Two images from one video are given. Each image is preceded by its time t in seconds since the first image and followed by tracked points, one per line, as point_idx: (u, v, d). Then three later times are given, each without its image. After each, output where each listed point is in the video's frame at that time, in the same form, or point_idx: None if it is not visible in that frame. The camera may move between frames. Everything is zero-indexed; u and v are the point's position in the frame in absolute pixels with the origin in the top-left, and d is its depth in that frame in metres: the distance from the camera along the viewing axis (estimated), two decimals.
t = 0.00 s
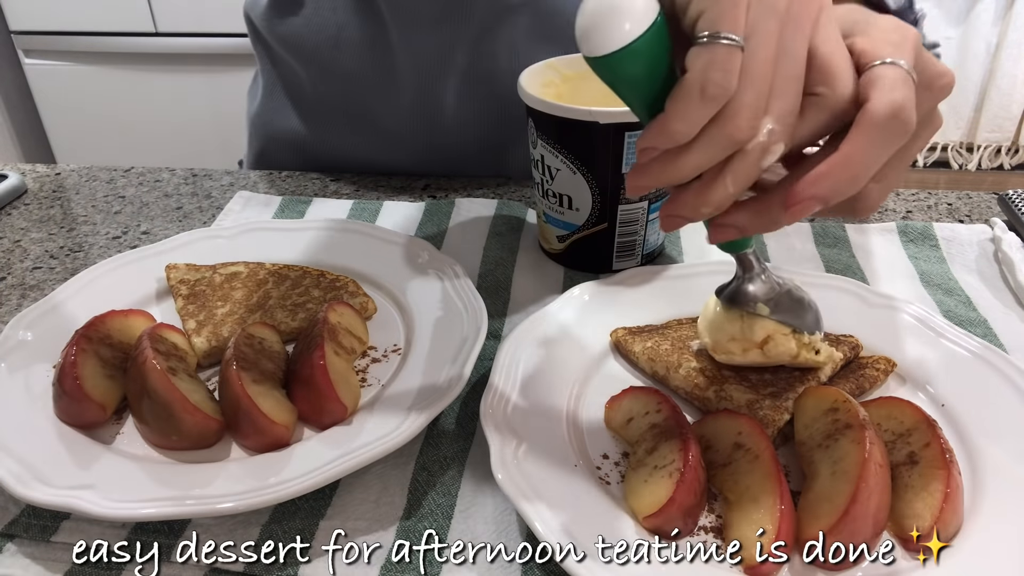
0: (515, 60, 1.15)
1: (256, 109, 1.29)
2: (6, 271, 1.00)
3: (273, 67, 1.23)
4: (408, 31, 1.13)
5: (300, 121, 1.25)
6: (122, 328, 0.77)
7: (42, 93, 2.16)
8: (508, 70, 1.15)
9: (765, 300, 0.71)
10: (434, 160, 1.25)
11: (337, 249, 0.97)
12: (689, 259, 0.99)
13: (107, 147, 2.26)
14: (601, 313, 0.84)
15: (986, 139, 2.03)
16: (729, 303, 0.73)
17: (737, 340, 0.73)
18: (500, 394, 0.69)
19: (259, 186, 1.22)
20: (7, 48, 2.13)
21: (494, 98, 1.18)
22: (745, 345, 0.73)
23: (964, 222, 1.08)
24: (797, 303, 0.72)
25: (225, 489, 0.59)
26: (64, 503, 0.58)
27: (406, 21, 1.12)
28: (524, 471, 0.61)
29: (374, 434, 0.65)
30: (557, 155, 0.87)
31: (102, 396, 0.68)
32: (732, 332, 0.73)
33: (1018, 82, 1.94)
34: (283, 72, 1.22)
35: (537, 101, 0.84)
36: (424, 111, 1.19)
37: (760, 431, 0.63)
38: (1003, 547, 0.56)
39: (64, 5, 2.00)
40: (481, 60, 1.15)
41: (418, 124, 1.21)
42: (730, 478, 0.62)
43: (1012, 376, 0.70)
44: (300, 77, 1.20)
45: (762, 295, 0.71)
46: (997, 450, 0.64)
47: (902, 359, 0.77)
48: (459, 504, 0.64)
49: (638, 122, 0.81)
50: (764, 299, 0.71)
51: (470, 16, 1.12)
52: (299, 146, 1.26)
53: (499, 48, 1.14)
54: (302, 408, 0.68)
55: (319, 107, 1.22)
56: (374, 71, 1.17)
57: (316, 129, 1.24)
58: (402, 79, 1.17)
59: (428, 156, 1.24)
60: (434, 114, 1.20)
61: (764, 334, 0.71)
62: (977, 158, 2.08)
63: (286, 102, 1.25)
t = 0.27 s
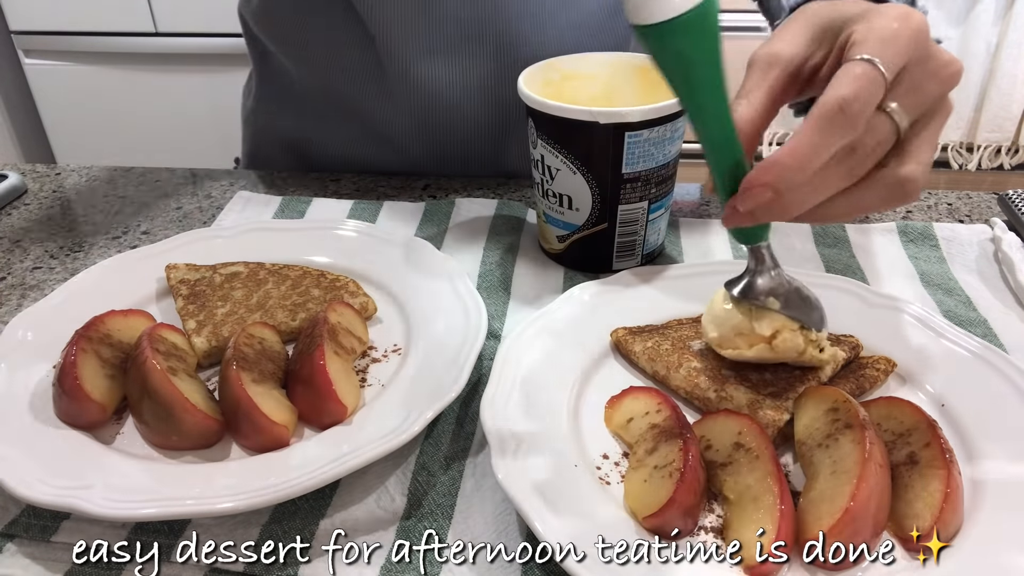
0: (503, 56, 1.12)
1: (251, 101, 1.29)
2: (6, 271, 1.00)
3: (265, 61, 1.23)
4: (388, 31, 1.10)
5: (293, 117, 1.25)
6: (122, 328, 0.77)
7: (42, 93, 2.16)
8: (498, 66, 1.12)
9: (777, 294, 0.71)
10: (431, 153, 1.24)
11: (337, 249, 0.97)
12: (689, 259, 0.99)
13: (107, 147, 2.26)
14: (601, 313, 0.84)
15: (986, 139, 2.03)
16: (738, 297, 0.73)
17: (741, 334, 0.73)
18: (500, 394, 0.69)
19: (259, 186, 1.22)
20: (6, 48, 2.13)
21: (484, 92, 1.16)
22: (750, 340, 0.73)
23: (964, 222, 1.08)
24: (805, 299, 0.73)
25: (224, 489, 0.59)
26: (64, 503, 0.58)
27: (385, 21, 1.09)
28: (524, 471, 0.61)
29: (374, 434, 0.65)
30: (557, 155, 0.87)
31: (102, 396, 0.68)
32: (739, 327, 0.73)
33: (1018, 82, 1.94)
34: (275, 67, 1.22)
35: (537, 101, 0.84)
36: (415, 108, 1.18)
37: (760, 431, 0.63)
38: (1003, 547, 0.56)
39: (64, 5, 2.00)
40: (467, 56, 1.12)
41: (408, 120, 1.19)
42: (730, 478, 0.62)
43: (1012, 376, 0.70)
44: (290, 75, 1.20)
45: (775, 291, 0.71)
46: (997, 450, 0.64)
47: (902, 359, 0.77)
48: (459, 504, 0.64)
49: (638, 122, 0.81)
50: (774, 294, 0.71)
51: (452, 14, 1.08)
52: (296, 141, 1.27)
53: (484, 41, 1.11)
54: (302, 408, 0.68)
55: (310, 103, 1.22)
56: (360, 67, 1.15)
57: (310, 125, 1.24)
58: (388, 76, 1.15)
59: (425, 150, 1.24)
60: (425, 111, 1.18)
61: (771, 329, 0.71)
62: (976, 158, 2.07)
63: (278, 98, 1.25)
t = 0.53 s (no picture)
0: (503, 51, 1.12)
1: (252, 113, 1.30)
2: (6, 271, 1.00)
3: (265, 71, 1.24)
4: (384, 29, 1.10)
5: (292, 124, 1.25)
6: (122, 328, 0.77)
7: (41, 93, 2.16)
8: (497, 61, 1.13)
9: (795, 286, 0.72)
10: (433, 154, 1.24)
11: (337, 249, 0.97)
12: (689, 259, 0.99)
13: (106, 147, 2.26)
14: (600, 313, 0.84)
15: (986, 139, 2.03)
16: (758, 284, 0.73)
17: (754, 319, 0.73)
18: (500, 394, 0.69)
19: (259, 186, 1.22)
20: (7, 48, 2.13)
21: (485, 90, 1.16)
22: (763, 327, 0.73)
23: (964, 222, 1.08)
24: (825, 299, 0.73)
25: (224, 489, 0.59)
26: (64, 503, 0.58)
27: (379, 20, 1.09)
28: (524, 471, 0.61)
29: (374, 433, 0.65)
30: (558, 155, 0.87)
31: (102, 396, 0.68)
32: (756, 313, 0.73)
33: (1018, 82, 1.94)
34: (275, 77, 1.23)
35: (537, 101, 0.84)
36: (415, 106, 1.18)
37: (760, 431, 0.63)
38: (1003, 547, 0.56)
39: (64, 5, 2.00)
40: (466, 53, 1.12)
41: (409, 120, 1.19)
42: (730, 478, 0.62)
43: (1012, 376, 0.70)
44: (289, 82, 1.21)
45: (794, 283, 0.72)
46: (997, 450, 0.64)
47: (902, 359, 0.77)
48: (459, 504, 0.64)
49: (638, 123, 0.81)
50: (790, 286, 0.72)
51: (449, 9, 1.09)
52: (295, 148, 1.27)
53: (479, 40, 1.11)
54: (302, 408, 0.68)
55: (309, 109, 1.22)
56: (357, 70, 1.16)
57: (308, 130, 1.24)
58: (386, 77, 1.16)
59: (426, 151, 1.23)
60: (425, 109, 1.18)
61: (789, 317, 0.72)
62: (976, 158, 2.07)
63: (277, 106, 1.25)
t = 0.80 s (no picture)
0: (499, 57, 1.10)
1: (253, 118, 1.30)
2: (6, 271, 1.00)
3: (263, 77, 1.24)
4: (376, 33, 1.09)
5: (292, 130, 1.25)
6: (122, 328, 0.77)
7: (41, 93, 2.16)
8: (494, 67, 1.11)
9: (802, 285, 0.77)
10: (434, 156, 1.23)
11: (337, 249, 0.97)
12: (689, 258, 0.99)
13: (105, 147, 2.26)
14: (600, 313, 0.84)
15: (986, 139, 2.04)
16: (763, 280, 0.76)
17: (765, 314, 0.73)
18: (500, 393, 0.69)
19: (259, 186, 1.22)
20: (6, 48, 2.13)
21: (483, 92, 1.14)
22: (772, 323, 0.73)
23: (964, 222, 1.08)
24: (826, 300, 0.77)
25: (225, 489, 0.59)
26: (64, 503, 0.58)
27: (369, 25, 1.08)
28: (524, 470, 0.61)
29: (373, 433, 0.65)
30: (558, 155, 0.87)
31: (103, 396, 0.68)
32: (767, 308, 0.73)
33: (1018, 82, 1.94)
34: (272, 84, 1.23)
35: (537, 101, 0.84)
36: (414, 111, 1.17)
37: (760, 431, 0.63)
38: (1004, 547, 0.55)
39: (64, 5, 2.00)
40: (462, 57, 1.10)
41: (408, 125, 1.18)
42: (730, 478, 0.62)
43: (1012, 375, 0.70)
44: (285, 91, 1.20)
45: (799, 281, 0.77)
46: (997, 450, 0.64)
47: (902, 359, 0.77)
48: (459, 504, 0.64)
49: (638, 123, 0.81)
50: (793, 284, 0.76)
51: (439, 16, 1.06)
52: (295, 154, 1.27)
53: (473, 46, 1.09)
54: (302, 408, 0.68)
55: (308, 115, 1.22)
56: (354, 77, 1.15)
57: (308, 137, 1.24)
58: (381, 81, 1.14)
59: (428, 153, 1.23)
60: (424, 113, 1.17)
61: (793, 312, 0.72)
62: (976, 157, 2.07)
63: (275, 114, 1.26)
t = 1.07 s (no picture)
0: (500, 58, 1.10)
1: (252, 119, 1.30)
2: (6, 271, 1.00)
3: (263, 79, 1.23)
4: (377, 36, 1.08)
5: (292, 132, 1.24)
6: (122, 328, 0.77)
7: (41, 93, 2.16)
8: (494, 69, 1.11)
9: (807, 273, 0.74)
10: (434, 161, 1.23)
11: (337, 249, 0.97)
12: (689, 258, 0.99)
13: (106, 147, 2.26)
14: (600, 313, 0.84)
15: (987, 139, 2.02)
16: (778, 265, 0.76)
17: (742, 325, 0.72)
18: (500, 393, 0.69)
19: (259, 186, 1.22)
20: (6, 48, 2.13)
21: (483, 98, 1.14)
22: (753, 333, 0.72)
23: (964, 222, 1.08)
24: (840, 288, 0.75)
25: (225, 489, 0.59)
26: (64, 503, 0.58)
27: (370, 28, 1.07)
28: (524, 470, 0.61)
29: (374, 433, 0.65)
30: (558, 155, 0.87)
31: (103, 396, 0.68)
32: (748, 317, 0.72)
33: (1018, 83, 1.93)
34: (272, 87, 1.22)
35: (537, 102, 0.84)
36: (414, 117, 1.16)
37: (759, 431, 0.63)
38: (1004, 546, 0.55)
39: (63, 5, 2.00)
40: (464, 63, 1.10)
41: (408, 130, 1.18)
42: (730, 478, 0.62)
43: (1012, 375, 0.70)
44: (285, 93, 1.20)
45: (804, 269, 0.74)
46: (997, 450, 0.64)
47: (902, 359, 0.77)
48: (459, 504, 0.64)
49: (638, 123, 0.81)
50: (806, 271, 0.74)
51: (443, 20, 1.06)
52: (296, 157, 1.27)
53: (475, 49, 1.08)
54: (302, 408, 0.68)
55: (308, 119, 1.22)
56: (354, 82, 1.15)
57: (308, 141, 1.23)
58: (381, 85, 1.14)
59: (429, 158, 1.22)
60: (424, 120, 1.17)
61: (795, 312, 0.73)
62: (977, 157, 2.06)
63: (275, 114, 1.26)
